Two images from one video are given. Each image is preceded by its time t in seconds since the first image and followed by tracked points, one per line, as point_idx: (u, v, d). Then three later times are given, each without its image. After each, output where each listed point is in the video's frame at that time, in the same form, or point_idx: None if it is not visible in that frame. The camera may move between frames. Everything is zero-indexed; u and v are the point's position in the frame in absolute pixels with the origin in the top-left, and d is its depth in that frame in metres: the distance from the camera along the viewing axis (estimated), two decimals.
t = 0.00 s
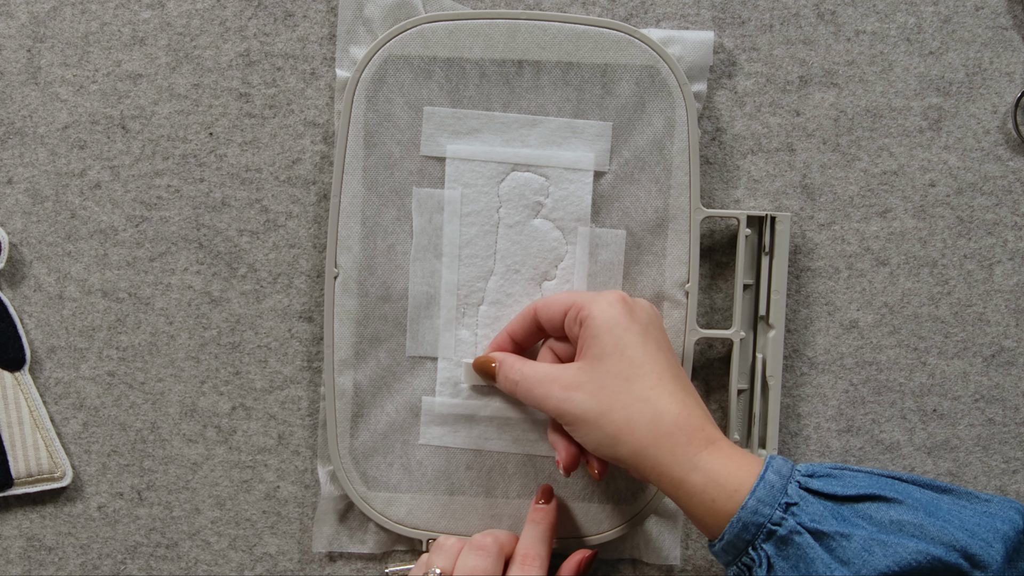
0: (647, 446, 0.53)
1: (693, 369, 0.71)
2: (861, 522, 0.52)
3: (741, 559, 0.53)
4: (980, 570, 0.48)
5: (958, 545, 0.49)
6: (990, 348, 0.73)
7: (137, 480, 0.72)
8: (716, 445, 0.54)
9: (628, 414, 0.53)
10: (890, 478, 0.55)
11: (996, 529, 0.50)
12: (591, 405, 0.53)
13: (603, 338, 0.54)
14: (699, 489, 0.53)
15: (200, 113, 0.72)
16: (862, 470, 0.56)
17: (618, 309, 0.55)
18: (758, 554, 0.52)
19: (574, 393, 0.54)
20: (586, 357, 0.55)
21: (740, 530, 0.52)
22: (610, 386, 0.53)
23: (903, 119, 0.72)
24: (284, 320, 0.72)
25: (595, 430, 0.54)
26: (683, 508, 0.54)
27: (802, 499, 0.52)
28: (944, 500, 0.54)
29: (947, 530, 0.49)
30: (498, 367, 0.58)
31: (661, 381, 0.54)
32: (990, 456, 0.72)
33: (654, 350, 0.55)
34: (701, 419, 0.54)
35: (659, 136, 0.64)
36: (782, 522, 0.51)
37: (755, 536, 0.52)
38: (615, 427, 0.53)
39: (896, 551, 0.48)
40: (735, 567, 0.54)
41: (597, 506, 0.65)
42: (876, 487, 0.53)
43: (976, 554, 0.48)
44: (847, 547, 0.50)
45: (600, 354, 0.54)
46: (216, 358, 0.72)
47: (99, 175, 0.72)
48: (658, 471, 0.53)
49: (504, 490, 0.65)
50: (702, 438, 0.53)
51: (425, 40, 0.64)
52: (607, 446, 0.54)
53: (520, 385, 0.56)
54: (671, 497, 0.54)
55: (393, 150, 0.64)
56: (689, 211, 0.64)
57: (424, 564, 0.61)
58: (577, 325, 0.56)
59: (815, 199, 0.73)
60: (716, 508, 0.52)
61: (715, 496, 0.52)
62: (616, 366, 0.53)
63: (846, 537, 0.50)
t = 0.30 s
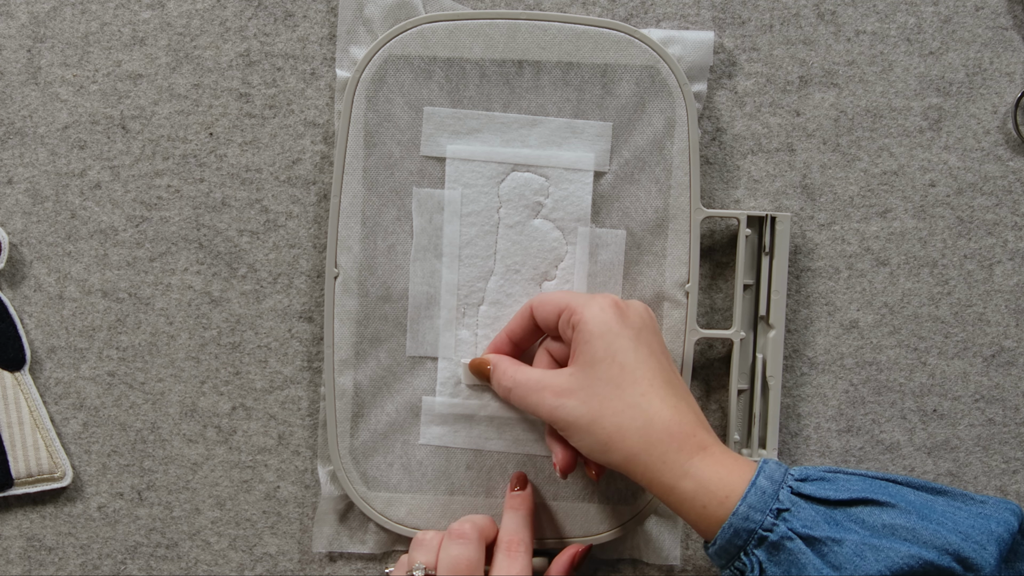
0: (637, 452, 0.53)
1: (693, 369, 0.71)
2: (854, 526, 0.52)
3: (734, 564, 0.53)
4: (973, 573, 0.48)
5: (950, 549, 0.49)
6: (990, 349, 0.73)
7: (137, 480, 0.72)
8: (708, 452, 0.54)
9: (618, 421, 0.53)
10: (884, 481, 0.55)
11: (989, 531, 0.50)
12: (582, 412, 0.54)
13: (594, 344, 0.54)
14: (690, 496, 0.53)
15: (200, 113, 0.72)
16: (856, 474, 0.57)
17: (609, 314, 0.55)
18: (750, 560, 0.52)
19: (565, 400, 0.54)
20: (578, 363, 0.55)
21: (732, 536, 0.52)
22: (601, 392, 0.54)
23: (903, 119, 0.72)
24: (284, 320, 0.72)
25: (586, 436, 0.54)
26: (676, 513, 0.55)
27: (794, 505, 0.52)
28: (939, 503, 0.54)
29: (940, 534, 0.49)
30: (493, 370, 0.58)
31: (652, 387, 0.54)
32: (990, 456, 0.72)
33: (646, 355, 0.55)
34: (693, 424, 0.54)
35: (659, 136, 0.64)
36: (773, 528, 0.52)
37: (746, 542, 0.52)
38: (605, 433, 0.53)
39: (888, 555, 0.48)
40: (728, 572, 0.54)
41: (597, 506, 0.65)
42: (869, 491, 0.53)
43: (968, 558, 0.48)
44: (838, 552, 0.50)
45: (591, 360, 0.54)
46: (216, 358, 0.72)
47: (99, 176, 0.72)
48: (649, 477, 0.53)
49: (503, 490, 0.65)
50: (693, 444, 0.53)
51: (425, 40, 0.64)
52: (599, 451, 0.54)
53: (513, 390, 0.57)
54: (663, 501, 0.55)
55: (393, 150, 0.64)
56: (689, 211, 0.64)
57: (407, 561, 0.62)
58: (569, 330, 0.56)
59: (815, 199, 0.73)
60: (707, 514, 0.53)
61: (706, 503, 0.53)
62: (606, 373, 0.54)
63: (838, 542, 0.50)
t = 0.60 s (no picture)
0: (645, 456, 0.53)
1: (693, 370, 0.71)
2: (862, 530, 0.52)
3: (740, 568, 0.53)
4: None
5: (957, 553, 0.49)
6: (990, 349, 0.73)
7: (137, 480, 0.72)
8: (715, 455, 0.54)
9: (625, 425, 0.53)
10: (890, 484, 0.56)
11: (995, 536, 0.50)
12: (589, 416, 0.54)
13: (600, 347, 0.54)
14: (698, 499, 0.53)
15: (200, 113, 0.72)
16: (863, 477, 0.57)
17: (614, 317, 0.55)
18: (758, 563, 0.53)
19: (571, 404, 0.54)
20: (583, 367, 0.55)
21: (740, 539, 0.52)
22: (608, 397, 0.53)
23: (903, 119, 0.72)
24: (284, 320, 0.72)
25: (594, 441, 0.54)
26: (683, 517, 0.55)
27: (801, 508, 0.53)
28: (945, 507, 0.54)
29: (947, 538, 0.49)
30: (496, 372, 0.58)
31: (659, 391, 0.54)
32: (990, 456, 0.72)
33: (652, 359, 0.55)
34: (699, 428, 0.54)
35: (659, 136, 0.64)
36: (782, 532, 0.52)
37: (755, 545, 0.52)
38: (613, 438, 0.53)
39: (897, 559, 0.48)
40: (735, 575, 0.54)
41: (597, 506, 0.65)
42: (876, 495, 0.53)
43: (976, 562, 0.48)
44: (846, 556, 0.50)
45: (597, 364, 0.54)
46: (216, 358, 0.72)
47: (99, 175, 0.72)
48: (657, 480, 0.53)
49: (504, 491, 0.65)
50: (700, 448, 0.53)
51: (425, 40, 0.64)
52: (606, 456, 0.54)
53: (517, 393, 0.56)
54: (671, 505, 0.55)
55: (393, 150, 0.64)
56: (689, 212, 0.64)
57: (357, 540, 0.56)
58: (573, 333, 0.56)
59: (815, 199, 0.73)
60: (715, 518, 0.53)
61: (714, 506, 0.53)
62: (613, 377, 0.53)
63: (846, 546, 0.50)
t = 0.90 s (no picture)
0: (678, 442, 0.53)
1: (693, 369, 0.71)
2: (884, 523, 0.55)
3: (764, 556, 0.55)
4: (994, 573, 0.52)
5: (976, 549, 0.52)
6: (990, 348, 0.73)
7: (137, 480, 0.72)
8: (741, 442, 0.56)
9: (658, 412, 0.53)
10: (906, 482, 0.59)
11: (1007, 535, 0.54)
12: (619, 404, 0.53)
13: (626, 336, 0.54)
14: (729, 485, 0.54)
15: (200, 113, 0.72)
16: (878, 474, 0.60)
17: (635, 307, 0.56)
18: (784, 551, 0.55)
19: (600, 392, 0.53)
20: (609, 357, 0.55)
21: (768, 527, 0.54)
22: (638, 384, 0.53)
23: (903, 119, 0.72)
24: (284, 320, 0.72)
25: (623, 429, 0.53)
26: (709, 504, 0.56)
27: (828, 498, 0.55)
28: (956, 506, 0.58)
29: (966, 534, 0.53)
30: (509, 370, 0.55)
31: (686, 379, 0.55)
32: (990, 456, 0.72)
33: (674, 349, 0.56)
34: (725, 415, 0.56)
35: (659, 136, 0.64)
36: (809, 520, 0.54)
37: (782, 533, 0.54)
38: (645, 425, 0.53)
39: (921, 551, 0.51)
40: (755, 563, 0.56)
41: (597, 506, 0.65)
42: (896, 490, 0.57)
43: (992, 558, 0.52)
44: (874, 546, 0.53)
45: (625, 353, 0.54)
46: (216, 358, 0.72)
47: (99, 176, 0.72)
48: (689, 468, 0.54)
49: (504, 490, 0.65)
50: (729, 434, 0.55)
51: (425, 40, 0.64)
52: (635, 444, 0.54)
53: (536, 386, 0.54)
54: (698, 493, 0.55)
55: (393, 150, 0.64)
56: (689, 211, 0.64)
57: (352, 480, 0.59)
58: (592, 325, 0.56)
59: (815, 199, 0.73)
60: (745, 504, 0.55)
61: (745, 491, 0.54)
62: (641, 364, 0.54)
63: (873, 536, 0.53)
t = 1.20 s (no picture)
0: (687, 435, 0.53)
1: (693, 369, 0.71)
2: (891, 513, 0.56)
3: (773, 547, 0.56)
4: (1002, 563, 0.52)
5: (982, 539, 0.53)
6: (990, 348, 0.73)
7: (137, 480, 0.72)
8: (749, 433, 0.56)
9: (665, 405, 0.53)
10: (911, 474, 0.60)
11: (1012, 525, 0.54)
12: (626, 397, 0.53)
13: (630, 330, 0.54)
14: (739, 476, 0.55)
15: (200, 113, 0.72)
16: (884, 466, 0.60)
17: (636, 302, 0.56)
18: (793, 541, 0.55)
19: (607, 387, 0.53)
20: (613, 352, 0.55)
21: (778, 517, 0.55)
22: (644, 378, 0.54)
23: (903, 119, 0.72)
24: (284, 320, 0.72)
25: (631, 423, 0.53)
26: (719, 498, 0.56)
27: (836, 488, 0.56)
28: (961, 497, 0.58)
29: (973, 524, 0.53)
30: (511, 370, 0.54)
31: (690, 371, 0.55)
32: (990, 456, 0.72)
33: (676, 342, 0.56)
34: (730, 407, 0.56)
35: (659, 136, 0.64)
36: (819, 510, 0.55)
37: (791, 523, 0.55)
38: (654, 417, 0.53)
39: (929, 540, 0.52)
40: (763, 554, 0.57)
41: (597, 506, 0.65)
42: (902, 480, 0.57)
43: (999, 548, 0.53)
44: (882, 536, 0.53)
45: (629, 347, 0.54)
46: (216, 358, 0.72)
47: (99, 176, 0.72)
48: (698, 460, 0.54)
49: (504, 490, 0.65)
50: (736, 426, 0.55)
51: (425, 40, 0.64)
52: (644, 438, 0.53)
53: (540, 384, 0.53)
54: (707, 486, 0.55)
55: (393, 150, 0.64)
56: (689, 211, 0.64)
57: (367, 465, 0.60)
58: (594, 321, 0.57)
59: (815, 199, 0.73)
60: (754, 495, 0.55)
61: (754, 483, 0.55)
62: (647, 357, 0.54)
63: (881, 526, 0.54)
